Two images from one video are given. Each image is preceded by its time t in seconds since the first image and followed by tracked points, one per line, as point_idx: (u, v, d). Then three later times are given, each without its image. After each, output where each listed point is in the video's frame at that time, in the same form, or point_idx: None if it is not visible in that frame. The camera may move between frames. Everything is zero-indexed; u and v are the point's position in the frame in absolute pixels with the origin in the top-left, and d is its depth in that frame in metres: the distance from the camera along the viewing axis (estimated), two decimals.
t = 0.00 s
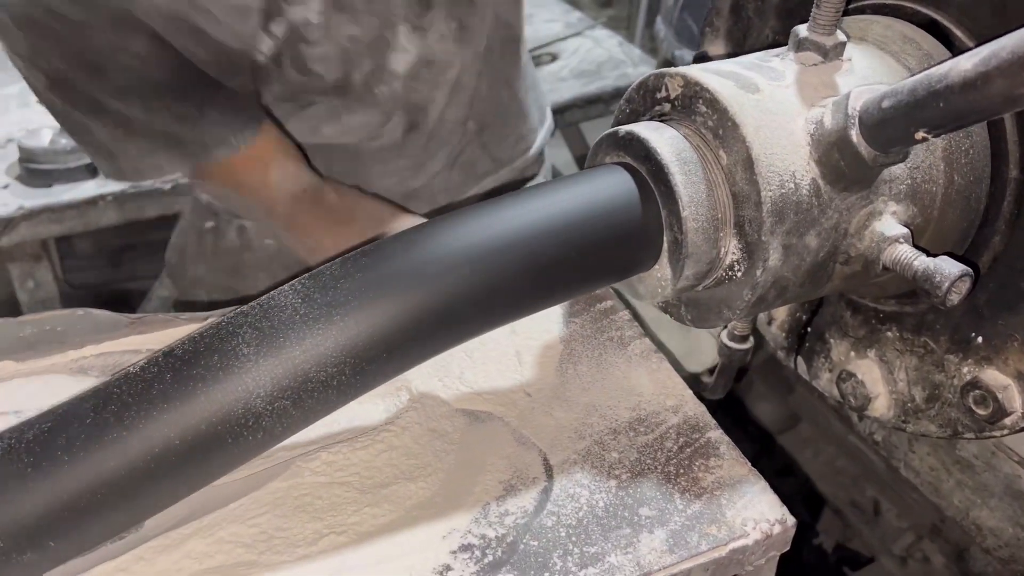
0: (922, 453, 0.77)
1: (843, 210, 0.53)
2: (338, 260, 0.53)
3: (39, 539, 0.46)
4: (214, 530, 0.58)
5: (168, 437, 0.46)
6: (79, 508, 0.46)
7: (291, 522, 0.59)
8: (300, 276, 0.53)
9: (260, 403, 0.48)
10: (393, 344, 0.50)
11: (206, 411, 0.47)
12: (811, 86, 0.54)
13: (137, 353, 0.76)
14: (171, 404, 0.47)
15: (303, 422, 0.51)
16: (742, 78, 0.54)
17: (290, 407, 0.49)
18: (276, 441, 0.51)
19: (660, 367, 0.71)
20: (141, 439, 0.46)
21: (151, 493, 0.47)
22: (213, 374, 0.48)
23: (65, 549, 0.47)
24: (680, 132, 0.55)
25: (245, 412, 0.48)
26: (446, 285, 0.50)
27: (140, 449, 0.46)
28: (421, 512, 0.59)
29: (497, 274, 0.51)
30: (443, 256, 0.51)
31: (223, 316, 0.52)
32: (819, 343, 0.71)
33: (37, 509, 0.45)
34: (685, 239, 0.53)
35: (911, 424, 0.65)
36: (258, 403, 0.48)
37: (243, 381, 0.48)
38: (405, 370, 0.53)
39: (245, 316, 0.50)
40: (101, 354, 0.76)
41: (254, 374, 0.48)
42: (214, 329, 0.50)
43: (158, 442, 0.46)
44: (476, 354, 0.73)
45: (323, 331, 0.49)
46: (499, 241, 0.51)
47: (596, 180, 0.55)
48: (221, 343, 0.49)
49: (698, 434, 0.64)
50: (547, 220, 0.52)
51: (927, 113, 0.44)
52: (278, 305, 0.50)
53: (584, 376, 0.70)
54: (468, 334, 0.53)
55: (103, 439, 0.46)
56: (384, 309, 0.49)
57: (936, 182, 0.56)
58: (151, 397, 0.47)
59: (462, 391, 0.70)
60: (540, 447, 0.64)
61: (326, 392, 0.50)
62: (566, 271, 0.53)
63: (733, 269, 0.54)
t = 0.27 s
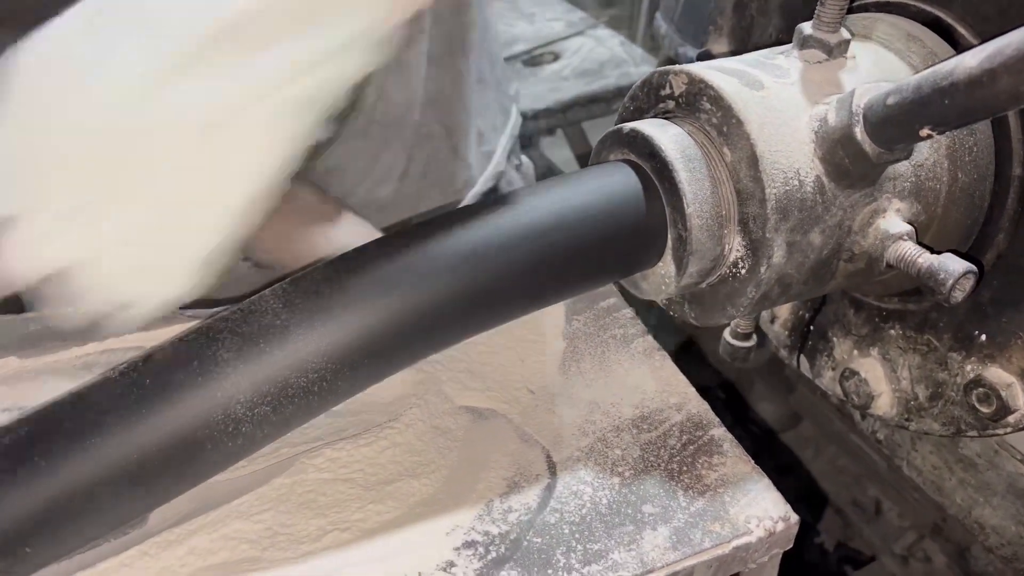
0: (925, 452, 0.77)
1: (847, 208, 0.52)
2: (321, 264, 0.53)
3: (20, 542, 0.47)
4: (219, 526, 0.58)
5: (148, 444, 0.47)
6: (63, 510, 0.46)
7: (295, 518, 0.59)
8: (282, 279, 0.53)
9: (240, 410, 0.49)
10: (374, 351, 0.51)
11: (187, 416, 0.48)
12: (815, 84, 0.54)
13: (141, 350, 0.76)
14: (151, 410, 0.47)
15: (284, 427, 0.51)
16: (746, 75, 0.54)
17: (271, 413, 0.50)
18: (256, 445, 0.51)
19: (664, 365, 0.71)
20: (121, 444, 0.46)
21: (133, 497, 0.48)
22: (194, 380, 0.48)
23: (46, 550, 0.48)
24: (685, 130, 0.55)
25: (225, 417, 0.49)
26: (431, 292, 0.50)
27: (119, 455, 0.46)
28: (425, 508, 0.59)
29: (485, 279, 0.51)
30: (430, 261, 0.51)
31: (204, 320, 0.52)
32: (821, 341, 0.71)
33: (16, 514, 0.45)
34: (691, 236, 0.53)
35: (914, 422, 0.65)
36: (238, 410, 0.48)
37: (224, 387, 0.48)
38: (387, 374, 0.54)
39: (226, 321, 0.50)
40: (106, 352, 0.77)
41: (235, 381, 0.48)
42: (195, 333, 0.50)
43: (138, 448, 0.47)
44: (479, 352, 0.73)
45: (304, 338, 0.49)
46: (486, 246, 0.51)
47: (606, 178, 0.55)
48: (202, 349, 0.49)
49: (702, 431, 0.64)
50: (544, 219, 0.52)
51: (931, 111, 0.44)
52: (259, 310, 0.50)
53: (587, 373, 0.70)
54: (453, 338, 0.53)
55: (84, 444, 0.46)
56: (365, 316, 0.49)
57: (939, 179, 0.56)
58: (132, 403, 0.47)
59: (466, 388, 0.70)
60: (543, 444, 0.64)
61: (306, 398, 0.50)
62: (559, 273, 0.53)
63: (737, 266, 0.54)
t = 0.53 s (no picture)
0: (925, 451, 0.77)
1: (847, 204, 0.52)
2: (299, 269, 0.52)
3: None
4: (214, 522, 0.58)
5: (120, 450, 0.47)
6: (40, 514, 0.47)
7: (291, 514, 0.59)
8: (259, 285, 0.52)
9: (213, 417, 0.49)
10: (352, 358, 0.50)
11: (158, 423, 0.48)
12: (814, 80, 0.53)
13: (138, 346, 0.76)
14: (126, 415, 0.48)
15: (260, 433, 0.51)
16: (746, 72, 0.53)
17: (245, 419, 0.50)
18: (234, 451, 0.51)
19: (662, 362, 0.70)
20: (98, 449, 0.47)
21: (111, 500, 0.49)
22: (165, 387, 0.48)
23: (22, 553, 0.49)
24: (685, 128, 0.55)
25: (200, 422, 0.49)
26: (410, 297, 0.50)
27: (92, 461, 0.47)
28: (420, 505, 0.59)
29: (467, 282, 0.50)
30: (411, 264, 0.50)
31: (181, 325, 0.52)
32: (821, 339, 0.71)
33: None
34: (691, 233, 0.53)
35: (914, 420, 0.65)
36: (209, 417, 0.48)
37: (198, 393, 0.48)
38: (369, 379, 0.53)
39: (200, 328, 0.50)
40: (102, 347, 0.76)
41: (206, 388, 0.48)
42: (172, 337, 0.50)
43: (109, 455, 0.47)
44: (476, 349, 0.73)
45: (279, 344, 0.49)
46: (469, 247, 0.51)
47: (606, 172, 0.55)
48: (175, 355, 0.49)
49: (697, 428, 0.64)
50: (534, 217, 0.52)
51: (931, 108, 0.44)
52: (235, 314, 0.50)
53: (584, 370, 0.70)
54: (437, 342, 0.53)
55: (62, 447, 0.47)
56: (341, 322, 0.49)
57: (940, 177, 0.55)
58: (108, 407, 0.48)
59: (463, 385, 0.69)
60: (539, 440, 0.64)
61: (283, 404, 0.50)
62: (549, 274, 0.53)
63: (737, 263, 0.54)
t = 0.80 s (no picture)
0: (925, 448, 0.77)
1: (846, 201, 0.53)
2: (280, 273, 0.53)
3: None
4: (221, 516, 0.59)
5: (99, 453, 0.48)
6: (22, 516, 0.48)
7: (297, 508, 0.60)
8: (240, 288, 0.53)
9: (193, 420, 0.49)
10: (331, 363, 0.50)
11: (138, 427, 0.48)
12: (815, 78, 0.54)
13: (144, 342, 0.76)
14: (105, 420, 0.48)
15: (241, 437, 0.51)
16: (746, 69, 0.54)
17: (226, 423, 0.50)
18: (212, 456, 0.51)
19: (664, 358, 0.71)
20: (77, 453, 0.48)
21: (92, 503, 0.49)
22: (146, 390, 0.48)
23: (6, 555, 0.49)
24: (685, 124, 0.55)
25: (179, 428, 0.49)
26: (389, 301, 0.50)
27: (72, 464, 0.47)
28: (424, 499, 0.60)
29: (448, 286, 0.51)
30: (391, 268, 0.50)
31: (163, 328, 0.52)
32: (821, 336, 0.71)
33: None
34: (692, 229, 0.53)
35: (914, 417, 0.65)
36: (190, 419, 0.49)
37: (177, 399, 0.48)
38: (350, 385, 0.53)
39: (181, 331, 0.51)
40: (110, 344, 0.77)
41: (186, 391, 0.49)
42: (152, 342, 0.50)
43: (89, 457, 0.48)
44: (479, 345, 0.74)
45: (258, 348, 0.49)
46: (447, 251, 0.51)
47: (608, 169, 0.55)
48: (155, 358, 0.49)
49: (700, 424, 0.65)
50: (520, 220, 0.52)
51: (930, 105, 0.45)
52: (214, 320, 0.51)
53: (587, 366, 0.71)
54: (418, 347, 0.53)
55: (44, 452, 0.47)
56: (320, 327, 0.49)
57: (939, 174, 0.56)
58: (87, 413, 0.48)
59: (466, 380, 0.70)
60: (543, 436, 0.64)
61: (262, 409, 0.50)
62: (533, 277, 0.53)
63: (737, 259, 0.54)
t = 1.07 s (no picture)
0: (923, 445, 0.78)
1: (845, 199, 0.53)
2: (259, 277, 0.53)
3: None
4: (228, 509, 0.60)
5: (76, 457, 0.47)
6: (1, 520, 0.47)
7: (303, 502, 0.60)
8: (220, 293, 0.53)
9: (171, 424, 0.49)
10: (311, 365, 0.50)
11: (116, 431, 0.48)
12: (814, 76, 0.54)
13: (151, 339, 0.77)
14: (82, 424, 0.47)
15: (219, 441, 0.51)
16: (746, 67, 0.54)
17: (204, 427, 0.50)
18: (190, 461, 0.51)
19: (666, 355, 0.72)
20: (53, 458, 0.47)
21: (70, 508, 0.49)
22: (125, 394, 0.48)
23: None
24: (685, 122, 0.56)
25: (157, 432, 0.49)
26: (371, 304, 0.50)
27: (49, 468, 0.47)
28: (429, 493, 0.60)
29: (431, 289, 0.51)
30: (374, 272, 0.51)
31: (142, 333, 0.52)
32: (821, 333, 0.72)
33: None
34: (691, 226, 0.54)
35: (912, 413, 0.66)
36: (168, 424, 0.48)
37: (156, 402, 0.48)
38: (330, 389, 0.53)
39: (160, 335, 0.51)
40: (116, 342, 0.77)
41: (165, 394, 0.48)
42: (128, 347, 0.50)
43: (65, 462, 0.47)
44: (482, 341, 0.74)
45: (238, 351, 0.49)
46: (427, 255, 0.51)
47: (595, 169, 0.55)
48: (135, 362, 0.49)
49: (702, 420, 0.65)
50: (503, 223, 0.52)
51: (928, 102, 0.45)
52: (194, 324, 0.51)
53: (589, 362, 0.71)
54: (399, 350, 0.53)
55: (20, 455, 0.47)
56: (300, 329, 0.49)
57: (937, 172, 0.56)
58: (64, 417, 0.48)
59: (469, 376, 0.71)
60: (546, 431, 0.65)
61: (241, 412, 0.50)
62: (517, 279, 0.53)
63: (736, 256, 0.55)
